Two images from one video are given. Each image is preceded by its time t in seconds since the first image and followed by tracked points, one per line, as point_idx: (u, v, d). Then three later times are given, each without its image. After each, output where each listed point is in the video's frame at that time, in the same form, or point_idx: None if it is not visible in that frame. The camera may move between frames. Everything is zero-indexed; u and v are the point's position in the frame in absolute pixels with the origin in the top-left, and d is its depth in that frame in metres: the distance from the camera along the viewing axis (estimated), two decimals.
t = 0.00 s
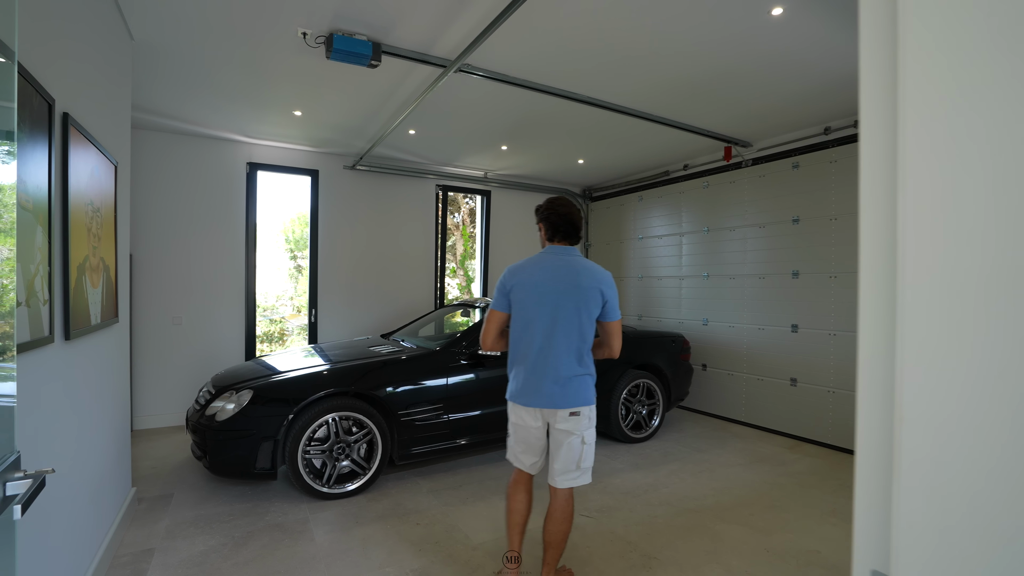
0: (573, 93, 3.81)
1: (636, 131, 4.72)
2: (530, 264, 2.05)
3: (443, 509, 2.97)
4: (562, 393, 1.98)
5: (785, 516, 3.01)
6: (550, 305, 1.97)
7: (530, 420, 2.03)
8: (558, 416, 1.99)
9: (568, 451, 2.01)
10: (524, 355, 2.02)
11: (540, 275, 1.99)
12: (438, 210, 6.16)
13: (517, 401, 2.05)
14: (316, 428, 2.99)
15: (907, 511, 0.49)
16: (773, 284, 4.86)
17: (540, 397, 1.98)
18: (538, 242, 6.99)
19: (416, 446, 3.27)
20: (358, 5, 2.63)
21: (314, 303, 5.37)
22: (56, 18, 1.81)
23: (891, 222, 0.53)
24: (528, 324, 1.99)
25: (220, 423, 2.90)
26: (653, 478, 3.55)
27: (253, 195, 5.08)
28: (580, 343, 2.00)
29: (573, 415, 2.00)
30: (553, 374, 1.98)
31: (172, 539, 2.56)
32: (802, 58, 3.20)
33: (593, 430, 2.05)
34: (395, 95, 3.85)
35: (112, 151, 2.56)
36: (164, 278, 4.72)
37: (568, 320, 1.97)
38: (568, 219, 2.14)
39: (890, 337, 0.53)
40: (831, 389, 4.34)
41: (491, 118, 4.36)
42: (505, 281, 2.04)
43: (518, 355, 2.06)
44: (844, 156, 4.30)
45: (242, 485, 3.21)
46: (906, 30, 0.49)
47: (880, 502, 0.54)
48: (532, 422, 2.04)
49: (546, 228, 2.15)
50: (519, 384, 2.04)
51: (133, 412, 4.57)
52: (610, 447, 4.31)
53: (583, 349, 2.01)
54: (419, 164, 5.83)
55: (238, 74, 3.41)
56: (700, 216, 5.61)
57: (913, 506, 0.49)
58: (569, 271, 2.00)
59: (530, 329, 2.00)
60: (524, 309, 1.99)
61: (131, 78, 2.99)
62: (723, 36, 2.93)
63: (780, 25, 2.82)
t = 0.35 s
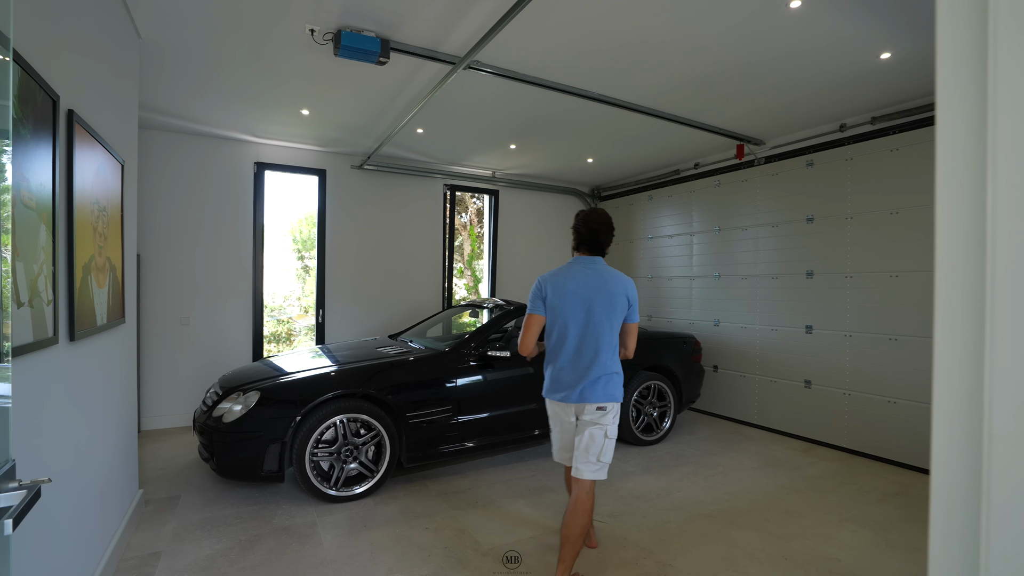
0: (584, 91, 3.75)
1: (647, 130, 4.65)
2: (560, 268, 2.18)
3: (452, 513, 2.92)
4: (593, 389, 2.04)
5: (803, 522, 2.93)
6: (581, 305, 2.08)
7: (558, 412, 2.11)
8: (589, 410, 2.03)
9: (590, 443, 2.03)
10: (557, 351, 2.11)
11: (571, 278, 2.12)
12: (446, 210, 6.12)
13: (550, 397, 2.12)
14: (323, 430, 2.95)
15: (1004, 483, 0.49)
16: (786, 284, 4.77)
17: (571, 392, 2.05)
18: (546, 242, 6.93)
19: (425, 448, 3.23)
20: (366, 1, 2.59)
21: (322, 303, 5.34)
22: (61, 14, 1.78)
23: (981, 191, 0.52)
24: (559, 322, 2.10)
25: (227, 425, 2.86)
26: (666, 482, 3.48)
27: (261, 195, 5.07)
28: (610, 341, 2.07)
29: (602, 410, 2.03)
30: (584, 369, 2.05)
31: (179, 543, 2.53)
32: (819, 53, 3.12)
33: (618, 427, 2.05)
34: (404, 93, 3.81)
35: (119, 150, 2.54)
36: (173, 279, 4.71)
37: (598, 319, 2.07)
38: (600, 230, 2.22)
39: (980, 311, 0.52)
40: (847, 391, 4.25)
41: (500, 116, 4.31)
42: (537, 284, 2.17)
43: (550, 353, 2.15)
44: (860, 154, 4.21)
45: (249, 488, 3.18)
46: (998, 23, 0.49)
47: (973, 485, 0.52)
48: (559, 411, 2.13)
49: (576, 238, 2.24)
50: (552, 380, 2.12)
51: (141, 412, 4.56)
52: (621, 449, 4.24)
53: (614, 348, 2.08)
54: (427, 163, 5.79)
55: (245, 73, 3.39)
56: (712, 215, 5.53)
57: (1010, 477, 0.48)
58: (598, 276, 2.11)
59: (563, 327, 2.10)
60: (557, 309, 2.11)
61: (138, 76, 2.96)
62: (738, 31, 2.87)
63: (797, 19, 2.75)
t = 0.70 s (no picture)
0: (589, 90, 3.72)
1: (653, 130, 4.62)
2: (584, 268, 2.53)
3: (457, 517, 2.89)
4: (610, 375, 2.42)
5: (812, 527, 2.90)
6: (601, 301, 2.46)
7: (576, 397, 2.46)
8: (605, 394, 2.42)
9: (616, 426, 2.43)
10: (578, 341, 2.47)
11: (592, 279, 2.48)
12: (450, 210, 6.10)
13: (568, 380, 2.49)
14: (328, 433, 2.93)
15: None
16: (794, 285, 4.72)
17: (589, 377, 2.42)
18: (550, 243, 6.90)
19: (429, 451, 3.20)
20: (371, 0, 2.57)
21: (326, 304, 5.32)
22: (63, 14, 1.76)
23: None
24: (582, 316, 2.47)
25: (231, 427, 2.84)
26: (673, 485, 3.44)
27: (264, 195, 5.05)
28: (623, 334, 2.45)
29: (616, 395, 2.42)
30: (602, 359, 2.42)
31: (182, 546, 2.51)
32: (828, 52, 3.08)
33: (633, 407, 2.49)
34: (409, 94, 3.79)
35: (122, 150, 2.52)
36: (176, 280, 4.70)
37: (615, 316, 2.44)
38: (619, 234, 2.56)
39: None
40: (856, 394, 4.19)
41: (505, 117, 4.29)
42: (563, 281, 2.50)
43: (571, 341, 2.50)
44: (870, 154, 4.17)
45: (253, 491, 3.16)
46: None
47: None
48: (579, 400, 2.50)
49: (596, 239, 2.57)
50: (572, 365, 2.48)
51: (144, 413, 4.55)
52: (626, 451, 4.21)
53: (628, 341, 2.48)
54: (431, 164, 5.77)
55: (250, 73, 3.37)
56: (718, 215, 5.48)
57: None
58: (617, 278, 2.47)
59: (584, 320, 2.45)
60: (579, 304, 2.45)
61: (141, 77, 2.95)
62: (747, 29, 2.83)
63: (808, 17, 2.71)
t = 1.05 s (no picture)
0: (593, 89, 3.71)
1: (657, 129, 4.60)
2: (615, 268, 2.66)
3: (459, 518, 2.88)
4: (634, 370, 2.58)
5: (817, 528, 2.88)
6: (629, 300, 2.60)
7: (602, 390, 2.55)
8: (628, 387, 2.56)
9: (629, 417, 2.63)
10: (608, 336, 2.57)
11: (625, 278, 2.62)
12: (452, 210, 6.08)
13: (593, 374, 2.56)
14: (330, 433, 2.91)
15: None
16: (797, 285, 4.70)
17: (616, 372, 2.52)
18: (552, 243, 6.89)
19: (432, 452, 3.19)
20: None
21: (327, 304, 5.31)
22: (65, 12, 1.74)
23: None
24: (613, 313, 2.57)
25: (233, 428, 2.83)
26: (676, 486, 3.42)
27: (266, 195, 5.05)
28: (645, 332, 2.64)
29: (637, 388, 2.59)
30: (630, 354, 2.56)
31: (184, 547, 2.50)
32: (833, 50, 3.06)
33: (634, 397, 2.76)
34: (411, 93, 3.77)
35: (124, 149, 2.51)
36: (178, 280, 4.70)
37: (642, 314, 2.61)
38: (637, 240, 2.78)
39: None
40: (860, 394, 4.17)
41: (507, 116, 4.28)
42: (596, 278, 2.59)
43: (599, 337, 2.58)
44: (874, 153, 4.15)
45: (255, 491, 3.15)
46: None
47: None
48: (600, 393, 2.59)
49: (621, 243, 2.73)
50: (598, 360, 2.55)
51: (146, 414, 4.55)
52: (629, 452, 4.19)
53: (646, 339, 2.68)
54: (433, 163, 5.76)
55: (252, 72, 3.36)
56: (720, 215, 5.47)
57: None
58: (643, 280, 2.66)
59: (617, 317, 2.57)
60: (614, 301, 2.56)
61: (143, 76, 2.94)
62: (751, 28, 2.81)
63: (814, 15, 2.68)
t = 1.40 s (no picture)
0: (595, 88, 3.70)
1: (659, 128, 4.59)
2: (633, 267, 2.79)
3: (462, 517, 2.87)
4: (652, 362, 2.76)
5: (821, 528, 2.87)
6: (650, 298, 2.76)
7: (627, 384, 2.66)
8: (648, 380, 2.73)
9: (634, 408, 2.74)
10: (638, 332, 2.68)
11: (644, 275, 2.76)
12: (453, 210, 6.08)
13: (623, 370, 2.64)
14: (332, 432, 2.91)
15: None
16: (800, 285, 4.69)
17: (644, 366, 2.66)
18: (554, 243, 6.88)
19: (434, 451, 3.18)
20: None
21: (329, 304, 5.31)
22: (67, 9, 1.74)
23: None
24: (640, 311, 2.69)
25: (234, 427, 2.83)
26: (679, 486, 3.41)
27: (268, 195, 5.05)
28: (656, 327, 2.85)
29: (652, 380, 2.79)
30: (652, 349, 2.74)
31: (186, 547, 2.49)
32: (836, 48, 3.05)
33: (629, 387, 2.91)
34: (412, 92, 3.77)
35: (126, 149, 2.51)
36: (179, 279, 4.69)
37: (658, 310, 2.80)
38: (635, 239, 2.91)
39: None
40: (864, 394, 4.16)
41: (509, 116, 4.27)
42: (625, 277, 2.67)
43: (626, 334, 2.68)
44: (877, 152, 4.13)
45: (258, 490, 3.15)
46: None
47: None
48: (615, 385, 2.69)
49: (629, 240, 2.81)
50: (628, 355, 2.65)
51: (148, 413, 4.55)
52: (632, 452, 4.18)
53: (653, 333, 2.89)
54: (435, 163, 5.76)
55: (254, 71, 3.35)
56: (723, 215, 5.46)
57: None
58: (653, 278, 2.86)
59: (644, 313, 2.69)
60: (642, 299, 2.68)
61: (145, 75, 2.94)
62: (754, 27, 2.81)
63: (818, 14, 2.68)
